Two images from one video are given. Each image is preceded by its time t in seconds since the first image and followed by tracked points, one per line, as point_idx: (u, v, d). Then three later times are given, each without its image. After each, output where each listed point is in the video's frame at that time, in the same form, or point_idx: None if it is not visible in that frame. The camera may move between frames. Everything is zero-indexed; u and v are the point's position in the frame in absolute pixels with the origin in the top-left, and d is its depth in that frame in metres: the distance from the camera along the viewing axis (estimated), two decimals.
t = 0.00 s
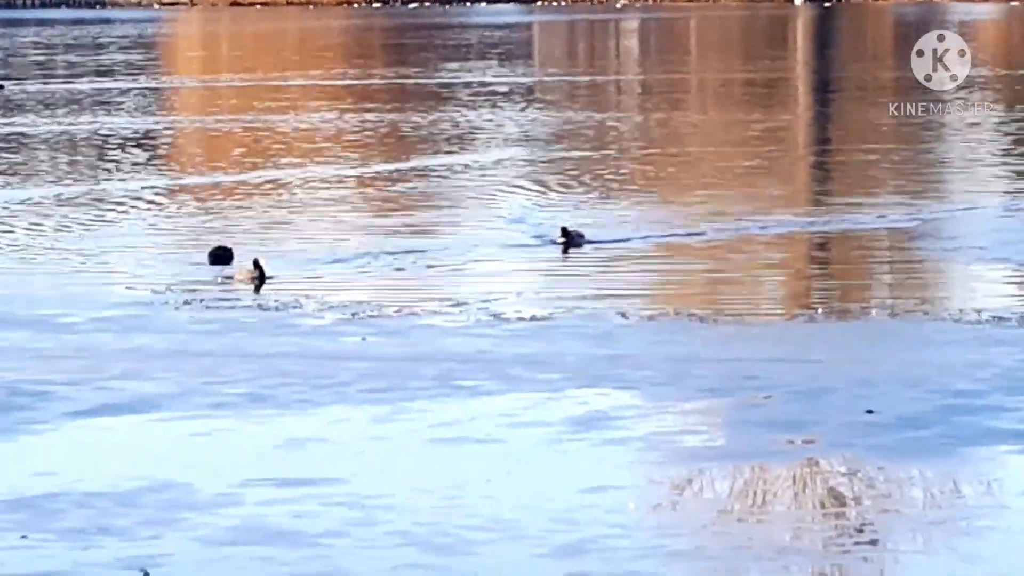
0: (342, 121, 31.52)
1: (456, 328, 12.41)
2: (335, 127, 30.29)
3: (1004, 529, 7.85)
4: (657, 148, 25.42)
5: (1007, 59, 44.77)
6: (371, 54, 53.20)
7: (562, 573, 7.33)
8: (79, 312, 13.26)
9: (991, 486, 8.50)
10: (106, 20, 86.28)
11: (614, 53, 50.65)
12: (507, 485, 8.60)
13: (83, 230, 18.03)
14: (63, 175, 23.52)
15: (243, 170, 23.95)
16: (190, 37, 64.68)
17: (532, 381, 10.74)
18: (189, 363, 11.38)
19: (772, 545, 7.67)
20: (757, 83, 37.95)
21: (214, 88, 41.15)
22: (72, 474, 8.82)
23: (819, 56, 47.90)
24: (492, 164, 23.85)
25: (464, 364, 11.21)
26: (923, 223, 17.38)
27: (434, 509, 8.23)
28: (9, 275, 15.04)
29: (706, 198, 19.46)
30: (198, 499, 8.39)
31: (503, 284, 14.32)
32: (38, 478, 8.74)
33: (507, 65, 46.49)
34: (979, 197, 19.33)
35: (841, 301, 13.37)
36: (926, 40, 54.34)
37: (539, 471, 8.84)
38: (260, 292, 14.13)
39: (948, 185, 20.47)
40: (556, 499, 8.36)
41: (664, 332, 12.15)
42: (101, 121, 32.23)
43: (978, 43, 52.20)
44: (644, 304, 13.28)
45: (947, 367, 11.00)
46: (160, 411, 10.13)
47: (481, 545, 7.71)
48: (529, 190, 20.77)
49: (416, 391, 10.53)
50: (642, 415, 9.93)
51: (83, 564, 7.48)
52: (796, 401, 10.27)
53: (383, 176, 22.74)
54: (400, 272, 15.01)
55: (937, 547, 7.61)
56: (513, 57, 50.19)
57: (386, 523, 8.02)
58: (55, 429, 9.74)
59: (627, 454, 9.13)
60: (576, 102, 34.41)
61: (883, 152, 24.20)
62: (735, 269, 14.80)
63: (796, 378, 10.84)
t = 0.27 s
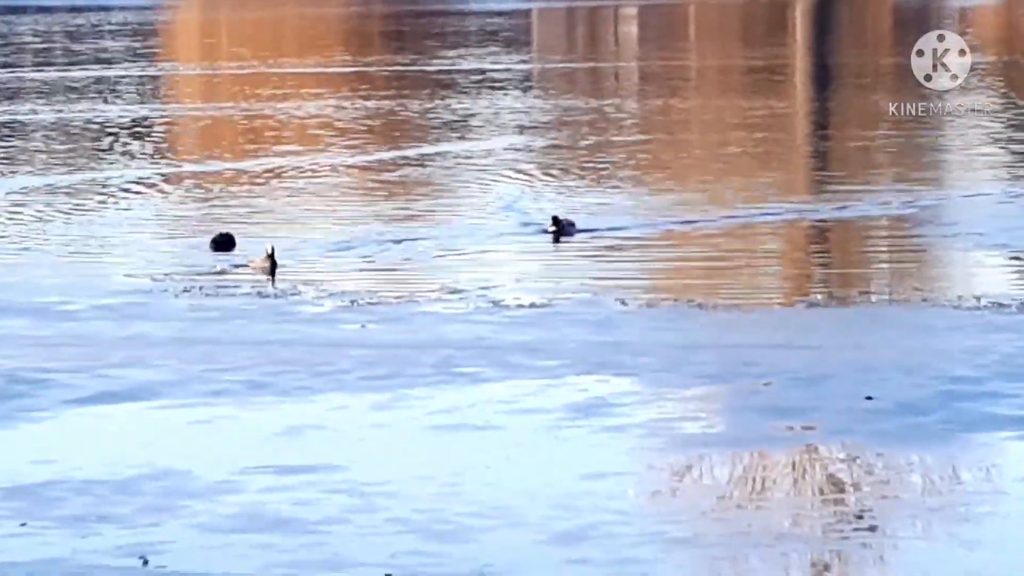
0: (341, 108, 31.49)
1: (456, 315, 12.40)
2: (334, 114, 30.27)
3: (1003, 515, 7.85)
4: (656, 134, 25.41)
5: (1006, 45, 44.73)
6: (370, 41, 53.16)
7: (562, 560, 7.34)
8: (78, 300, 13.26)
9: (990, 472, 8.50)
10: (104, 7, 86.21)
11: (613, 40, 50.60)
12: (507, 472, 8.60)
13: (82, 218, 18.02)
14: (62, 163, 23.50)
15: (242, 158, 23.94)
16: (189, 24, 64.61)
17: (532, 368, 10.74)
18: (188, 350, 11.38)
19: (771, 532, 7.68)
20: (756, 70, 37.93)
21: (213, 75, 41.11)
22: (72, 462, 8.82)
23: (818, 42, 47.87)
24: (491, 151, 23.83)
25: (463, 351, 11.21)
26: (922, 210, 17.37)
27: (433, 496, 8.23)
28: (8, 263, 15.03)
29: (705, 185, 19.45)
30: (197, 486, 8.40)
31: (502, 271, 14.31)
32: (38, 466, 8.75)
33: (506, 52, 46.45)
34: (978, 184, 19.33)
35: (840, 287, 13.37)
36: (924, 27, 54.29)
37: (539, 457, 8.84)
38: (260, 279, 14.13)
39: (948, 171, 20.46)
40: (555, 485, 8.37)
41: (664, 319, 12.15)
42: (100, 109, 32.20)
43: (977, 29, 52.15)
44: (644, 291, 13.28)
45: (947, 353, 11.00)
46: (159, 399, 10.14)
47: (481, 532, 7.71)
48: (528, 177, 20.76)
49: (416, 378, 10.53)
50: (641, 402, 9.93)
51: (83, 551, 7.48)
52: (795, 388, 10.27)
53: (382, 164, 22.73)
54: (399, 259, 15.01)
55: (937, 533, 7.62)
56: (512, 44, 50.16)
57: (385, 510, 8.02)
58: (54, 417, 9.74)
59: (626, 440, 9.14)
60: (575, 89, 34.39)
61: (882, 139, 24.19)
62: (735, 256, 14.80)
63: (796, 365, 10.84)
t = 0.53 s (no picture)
0: (338, 100, 31.45)
1: (453, 307, 12.39)
2: (331, 106, 30.23)
3: (1000, 508, 7.85)
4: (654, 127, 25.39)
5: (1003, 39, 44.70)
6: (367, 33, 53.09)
7: (559, 553, 7.34)
8: (75, 291, 13.24)
9: (987, 465, 8.50)
10: None
11: (610, 32, 50.54)
12: (504, 464, 8.60)
13: (79, 210, 17.99)
14: (58, 154, 23.46)
15: (238, 149, 23.91)
16: (186, 15, 64.52)
17: (529, 360, 10.73)
18: (185, 342, 11.37)
19: (768, 525, 7.68)
20: (753, 63, 37.89)
21: (209, 66, 41.04)
22: (69, 453, 8.81)
23: (816, 35, 47.84)
24: (488, 143, 23.81)
25: (461, 343, 11.20)
26: (921, 203, 17.36)
27: (430, 488, 8.23)
28: (5, 254, 15.01)
29: (703, 177, 19.43)
30: (195, 478, 8.39)
31: (500, 263, 14.30)
32: (35, 457, 8.74)
33: (503, 43, 46.40)
34: (976, 176, 19.32)
35: (838, 280, 13.36)
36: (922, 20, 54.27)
37: (536, 449, 8.83)
38: (257, 271, 14.11)
39: (945, 164, 20.45)
40: (552, 478, 8.37)
41: (661, 311, 12.15)
42: (96, 100, 32.14)
43: (975, 22, 52.13)
44: (641, 283, 13.27)
45: (944, 346, 10.99)
46: (156, 390, 10.13)
47: (479, 525, 7.71)
48: (525, 170, 20.74)
49: (413, 370, 10.52)
50: (638, 394, 9.93)
51: (79, 543, 7.47)
52: (792, 381, 10.27)
53: (378, 155, 22.70)
54: (397, 251, 14.99)
55: (934, 526, 7.61)
56: (510, 36, 50.11)
57: (382, 502, 8.02)
58: (51, 408, 9.73)
59: (624, 433, 9.13)
60: (571, 81, 34.36)
61: (880, 132, 24.18)
62: (732, 248, 14.78)
63: (793, 357, 10.84)
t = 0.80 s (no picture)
0: (333, 97, 31.43)
1: (449, 304, 12.39)
2: (326, 103, 30.22)
3: (996, 503, 7.86)
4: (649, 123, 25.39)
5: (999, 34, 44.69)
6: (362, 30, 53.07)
7: (556, 549, 7.34)
8: (71, 289, 13.24)
9: (983, 460, 8.51)
10: None
11: (606, 29, 50.52)
12: (500, 460, 8.60)
13: (74, 207, 17.98)
14: (54, 152, 23.45)
15: (234, 146, 23.90)
16: (182, 13, 64.46)
17: (525, 356, 10.74)
18: (181, 339, 11.37)
19: (763, 520, 7.69)
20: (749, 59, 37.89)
21: (205, 64, 41.01)
22: (65, 450, 8.82)
23: (811, 31, 47.84)
24: (483, 140, 23.81)
25: (457, 340, 11.21)
26: (916, 198, 17.36)
27: (427, 485, 8.23)
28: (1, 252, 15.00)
29: (698, 173, 19.44)
30: (191, 475, 8.40)
31: (495, 259, 14.31)
32: (31, 455, 8.74)
33: (498, 41, 46.38)
34: (971, 172, 19.32)
35: (833, 276, 13.36)
36: (918, 16, 54.28)
37: (531, 446, 8.84)
38: (253, 268, 14.12)
39: (940, 160, 20.45)
40: (548, 473, 8.38)
41: (656, 307, 12.15)
42: (92, 98, 32.12)
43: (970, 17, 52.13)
44: (636, 279, 13.29)
45: (940, 341, 11.00)
46: (152, 387, 10.13)
47: (475, 520, 7.71)
48: (520, 166, 20.74)
49: (409, 366, 10.53)
50: (634, 390, 9.94)
51: (76, 540, 7.47)
52: (788, 376, 10.29)
53: (373, 152, 22.71)
54: (392, 248, 14.99)
55: (930, 521, 7.62)
56: (505, 32, 50.10)
57: (379, 498, 8.02)
58: (47, 405, 9.73)
59: (620, 428, 9.14)
60: (566, 78, 34.35)
61: (875, 127, 24.19)
62: (728, 244, 14.79)
63: (789, 353, 10.85)
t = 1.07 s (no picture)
0: (331, 93, 31.42)
1: (446, 300, 12.39)
2: (324, 100, 30.20)
3: (994, 500, 7.86)
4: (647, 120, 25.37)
5: (997, 30, 44.69)
6: (361, 26, 53.05)
7: (554, 545, 7.34)
8: (69, 285, 13.24)
9: (981, 457, 8.51)
10: None
11: (604, 25, 50.50)
12: (499, 456, 8.60)
13: (72, 203, 17.97)
14: (51, 148, 23.44)
15: (232, 143, 23.89)
16: (180, 9, 64.43)
17: (524, 353, 10.74)
18: (180, 335, 11.37)
19: (761, 517, 7.69)
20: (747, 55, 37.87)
21: (203, 61, 40.98)
22: (63, 446, 8.81)
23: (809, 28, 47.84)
24: (482, 136, 23.81)
25: (456, 336, 11.21)
26: (914, 195, 17.36)
27: (425, 481, 8.23)
28: None
29: (696, 170, 19.43)
30: (189, 471, 8.40)
31: (493, 256, 14.31)
32: (29, 451, 8.74)
33: (497, 37, 46.36)
34: (969, 168, 19.31)
35: (831, 272, 13.37)
36: (915, 12, 54.28)
37: (529, 442, 8.85)
38: (251, 265, 14.11)
39: (939, 156, 20.44)
40: (546, 470, 8.38)
41: (655, 304, 12.15)
42: (90, 94, 32.11)
43: (969, 14, 52.11)
44: (635, 276, 13.29)
45: (938, 338, 11.00)
46: (150, 384, 10.13)
47: (474, 517, 7.72)
48: (519, 163, 20.73)
49: (408, 363, 10.52)
50: (633, 386, 9.94)
51: (74, 536, 7.47)
52: (786, 372, 10.29)
53: (372, 149, 22.70)
54: (390, 244, 14.99)
55: (928, 518, 7.63)
56: (504, 29, 50.10)
57: (377, 494, 8.02)
58: (45, 402, 9.73)
59: (618, 425, 9.14)
60: (564, 75, 34.34)
61: (873, 124, 24.19)
62: (726, 241, 14.78)
63: (787, 349, 10.85)
